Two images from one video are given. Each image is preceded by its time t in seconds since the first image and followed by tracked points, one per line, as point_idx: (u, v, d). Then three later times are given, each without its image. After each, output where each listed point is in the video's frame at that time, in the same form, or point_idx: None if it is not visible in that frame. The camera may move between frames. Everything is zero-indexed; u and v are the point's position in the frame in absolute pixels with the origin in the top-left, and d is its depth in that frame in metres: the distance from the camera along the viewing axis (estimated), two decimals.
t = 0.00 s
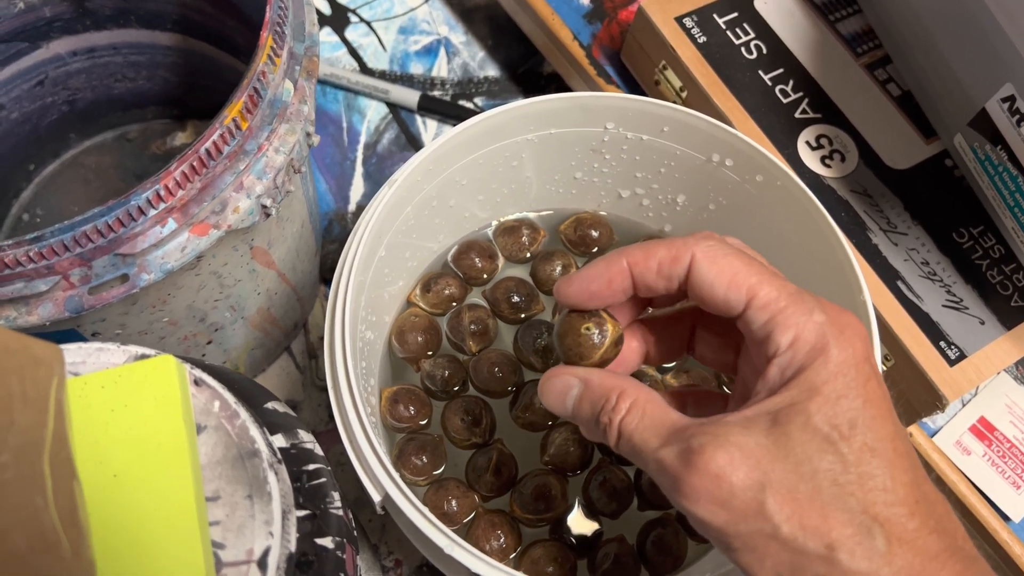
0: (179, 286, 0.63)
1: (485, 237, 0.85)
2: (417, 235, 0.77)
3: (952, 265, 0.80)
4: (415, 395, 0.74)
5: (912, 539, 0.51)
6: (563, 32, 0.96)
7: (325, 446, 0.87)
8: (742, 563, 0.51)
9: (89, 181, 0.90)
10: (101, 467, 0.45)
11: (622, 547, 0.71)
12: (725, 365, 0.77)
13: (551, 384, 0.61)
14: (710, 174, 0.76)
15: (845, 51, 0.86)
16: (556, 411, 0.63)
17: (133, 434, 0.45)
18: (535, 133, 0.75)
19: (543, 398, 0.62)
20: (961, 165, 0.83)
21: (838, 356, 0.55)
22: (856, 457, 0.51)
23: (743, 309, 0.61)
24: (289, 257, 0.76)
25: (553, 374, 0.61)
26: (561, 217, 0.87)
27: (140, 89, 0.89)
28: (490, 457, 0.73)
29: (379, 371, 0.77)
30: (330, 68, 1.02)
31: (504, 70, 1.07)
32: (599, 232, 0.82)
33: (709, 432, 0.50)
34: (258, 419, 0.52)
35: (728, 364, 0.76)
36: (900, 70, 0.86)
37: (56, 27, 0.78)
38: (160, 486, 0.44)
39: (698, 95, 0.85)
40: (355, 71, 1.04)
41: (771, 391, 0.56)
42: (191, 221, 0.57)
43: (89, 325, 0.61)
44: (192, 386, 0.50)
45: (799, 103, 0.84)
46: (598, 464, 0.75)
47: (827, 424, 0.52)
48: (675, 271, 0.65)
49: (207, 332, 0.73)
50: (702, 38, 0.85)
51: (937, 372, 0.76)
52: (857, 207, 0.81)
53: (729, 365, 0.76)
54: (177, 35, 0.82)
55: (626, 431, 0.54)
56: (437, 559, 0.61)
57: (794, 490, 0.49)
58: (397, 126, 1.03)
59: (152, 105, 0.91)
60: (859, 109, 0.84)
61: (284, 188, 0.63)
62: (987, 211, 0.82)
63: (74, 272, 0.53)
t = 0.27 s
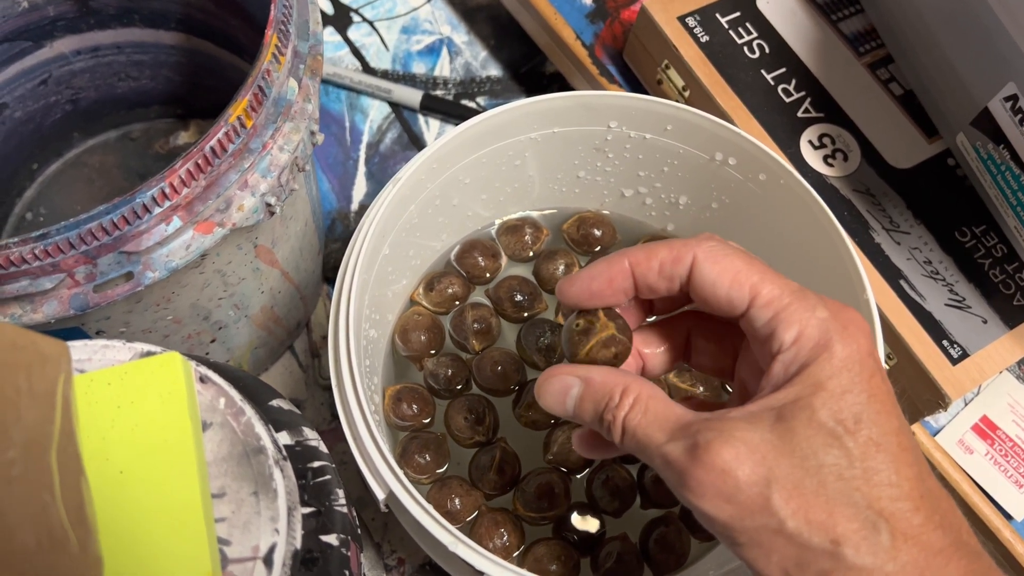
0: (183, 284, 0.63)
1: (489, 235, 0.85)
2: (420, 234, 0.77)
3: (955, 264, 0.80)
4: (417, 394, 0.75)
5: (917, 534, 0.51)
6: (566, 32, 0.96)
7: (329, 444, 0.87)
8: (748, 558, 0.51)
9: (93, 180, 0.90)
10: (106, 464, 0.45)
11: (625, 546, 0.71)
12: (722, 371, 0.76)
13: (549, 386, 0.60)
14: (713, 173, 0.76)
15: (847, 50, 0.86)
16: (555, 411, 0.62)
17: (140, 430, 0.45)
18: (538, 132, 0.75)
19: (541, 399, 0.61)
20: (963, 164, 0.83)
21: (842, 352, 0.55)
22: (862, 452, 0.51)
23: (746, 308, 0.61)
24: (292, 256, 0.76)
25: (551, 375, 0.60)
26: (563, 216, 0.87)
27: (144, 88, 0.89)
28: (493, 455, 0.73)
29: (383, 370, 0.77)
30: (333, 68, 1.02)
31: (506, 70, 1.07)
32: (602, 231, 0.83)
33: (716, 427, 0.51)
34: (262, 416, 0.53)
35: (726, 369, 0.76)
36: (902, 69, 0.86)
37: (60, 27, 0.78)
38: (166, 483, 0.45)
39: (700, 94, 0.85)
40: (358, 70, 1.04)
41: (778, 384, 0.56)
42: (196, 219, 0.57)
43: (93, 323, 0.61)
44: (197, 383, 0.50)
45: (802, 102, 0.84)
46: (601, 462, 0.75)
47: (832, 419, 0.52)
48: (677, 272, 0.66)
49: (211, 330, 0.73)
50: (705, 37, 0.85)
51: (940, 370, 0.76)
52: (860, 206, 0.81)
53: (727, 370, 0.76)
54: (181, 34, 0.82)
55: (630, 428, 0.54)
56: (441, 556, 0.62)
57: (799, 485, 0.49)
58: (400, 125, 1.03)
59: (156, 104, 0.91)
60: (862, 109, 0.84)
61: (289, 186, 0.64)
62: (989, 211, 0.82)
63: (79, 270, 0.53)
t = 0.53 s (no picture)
0: (186, 284, 0.63)
1: (491, 235, 0.85)
2: (423, 233, 0.77)
3: (958, 265, 0.80)
4: (420, 394, 0.74)
5: (917, 535, 0.51)
6: (568, 32, 0.96)
7: (331, 444, 0.87)
8: (747, 561, 0.51)
9: (94, 180, 0.90)
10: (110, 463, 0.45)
11: (628, 546, 0.71)
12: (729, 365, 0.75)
13: (545, 391, 0.60)
14: (716, 172, 0.76)
15: (850, 50, 0.86)
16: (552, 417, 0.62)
17: (144, 429, 0.45)
18: (541, 131, 0.75)
19: (537, 404, 0.61)
20: (967, 164, 0.83)
21: (843, 353, 0.55)
22: (862, 453, 0.51)
23: (740, 317, 0.60)
24: (295, 256, 0.76)
25: (547, 380, 0.60)
26: (566, 216, 0.87)
27: (145, 88, 0.89)
28: (494, 456, 0.73)
29: (386, 370, 0.77)
30: (335, 68, 1.02)
31: (508, 70, 1.07)
32: (605, 231, 0.82)
33: (711, 430, 0.51)
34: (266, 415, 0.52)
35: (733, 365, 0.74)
36: (905, 69, 0.86)
37: (62, 26, 0.78)
38: (170, 482, 0.45)
39: (703, 94, 0.85)
40: (360, 70, 1.04)
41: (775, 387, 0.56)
42: (199, 219, 0.57)
43: (95, 322, 0.61)
44: (201, 383, 0.50)
45: (804, 102, 0.84)
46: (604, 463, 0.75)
47: (832, 420, 0.51)
48: (664, 285, 0.65)
49: (214, 330, 0.73)
50: (708, 37, 0.85)
51: (943, 371, 0.76)
52: (863, 205, 0.81)
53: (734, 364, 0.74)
54: (182, 34, 0.82)
55: (628, 431, 0.54)
56: (444, 556, 0.61)
57: (798, 487, 0.49)
58: (401, 125, 1.03)
59: (157, 104, 0.91)
60: (865, 109, 0.84)
61: (292, 186, 0.63)
62: (993, 210, 0.82)
63: (83, 270, 0.53)
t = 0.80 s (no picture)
0: (183, 285, 0.63)
1: (488, 236, 0.85)
2: (420, 234, 0.77)
3: (955, 266, 0.80)
4: (417, 394, 0.74)
5: (910, 533, 0.51)
6: (566, 33, 0.96)
7: (328, 445, 0.87)
8: (741, 559, 0.51)
9: (92, 181, 0.90)
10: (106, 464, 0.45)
11: (625, 547, 0.71)
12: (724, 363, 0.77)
13: (545, 387, 0.60)
14: (712, 173, 0.76)
15: (847, 52, 0.86)
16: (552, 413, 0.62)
17: (139, 430, 0.45)
18: (538, 133, 0.75)
19: (537, 400, 0.62)
20: (963, 165, 0.83)
21: (837, 351, 0.55)
22: (854, 452, 0.51)
23: (745, 295, 0.62)
24: (292, 257, 0.76)
25: (546, 378, 0.61)
26: (563, 217, 0.87)
27: (142, 89, 0.89)
28: (491, 456, 0.73)
29: (382, 371, 0.77)
30: (333, 69, 1.02)
31: (506, 71, 1.07)
32: (602, 232, 0.83)
33: (707, 429, 0.51)
34: (262, 417, 0.52)
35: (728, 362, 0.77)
36: (902, 69, 0.86)
37: (59, 27, 0.78)
38: (166, 483, 0.45)
39: (700, 94, 0.85)
40: (358, 71, 1.04)
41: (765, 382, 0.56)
42: (196, 220, 0.57)
43: (92, 323, 0.61)
44: (197, 384, 0.50)
45: (801, 103, 0.84)
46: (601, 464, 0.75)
47: (824, 419, 0.52)
48: (688, 256, 0.66)
49: (211, 331, 0.73)
50: (705, 38, 0.85)
51: (939, 372, 0.76)
52: (860, 206, 0.81)
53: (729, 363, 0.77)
54: (179, 35, 0.82)
55: (622, 431, 0.55)
56: (441, 557, 0.61)
57: (790, 486, 0.49)
58: (399, 126, 1.03)
59: (154, 105, 0.91)
60: (862, 110, 0.84)
61: (289, 187, 0.63)
62: (990, 211, 0.82)
63: (79, 271, 0.53)
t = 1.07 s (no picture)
0: (178, 292, 0.63)
1: (483, 242, 0.85)
2: (415, 240, 0.77)
3: (950, 272, 0.80)
4: (412, 400, 0.75)
5: (906, 540, 0.51)
6: (562, 38, 0.96)
7: (324, 450, 0.87)
8: (736, 565, 0.51)
9: (88, 186, 0.91)
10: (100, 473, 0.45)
11: (620, 553, 0.71)
12: (713, 373, 0.77)
13: (549, 390, 0.61)
14: (707, 179, 0.76)
15: (842, 57, 0.86)
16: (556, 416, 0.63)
17: (132, 439, 0.45)
18: (533, 139, 0.75)
19: (542, 403, 0.62)
20: (958, 170, 0.83)
21: (832, 360, 0.55)
22: (849, 460, 0.51)
23: (743, 303, 0.62)
24: (288, 263, 0.77)
25: (551, 380, 0.61)
26: (558, 223, 0.87)
27: (139, 94, 0.89)
28: (487, 461, 0.73)
29: (378, 376, 0.77)
30: (330, 74, 1.03)
31: (502, 75, 1.07)
32: (597, 237, 0.83)
33: (704, 435, 0.51)
34: (256, 424, 0.53)
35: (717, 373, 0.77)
36: (897, 75, 0.86)
37: (55, 33, 0.78)
38: (159, 493, 0.45)
39: (695, 100, 0.86)
40: (355, 76, 1.05)
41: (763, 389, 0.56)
42: (190, 228, 0.57)
43: (87, 331, 0.61)
44: (189, 393, 0.50)
45: (796, 109, 0.84)
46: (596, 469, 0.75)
47: (819, 427, 0.52)
48: (686, 265, 0.66)
49: (206, 337, 0.73)
50: (700, 44, 0.85)
51: (934, 377, 0.76)
52: (855, 212, 0.82)
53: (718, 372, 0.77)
54: (176, 40, 0.83)
55: (621, 435, 0.55)
56: (434, 563, 0.61)
57: (785, 493, 0.49)
58: (396, 131, 1.03)
59: (151, 110, 0.91)
60: (857, 116, 0.85)
61: (283, 195, 0.64)
62: (984, 216, 0.82)
63: (73, 279, 0.53)
